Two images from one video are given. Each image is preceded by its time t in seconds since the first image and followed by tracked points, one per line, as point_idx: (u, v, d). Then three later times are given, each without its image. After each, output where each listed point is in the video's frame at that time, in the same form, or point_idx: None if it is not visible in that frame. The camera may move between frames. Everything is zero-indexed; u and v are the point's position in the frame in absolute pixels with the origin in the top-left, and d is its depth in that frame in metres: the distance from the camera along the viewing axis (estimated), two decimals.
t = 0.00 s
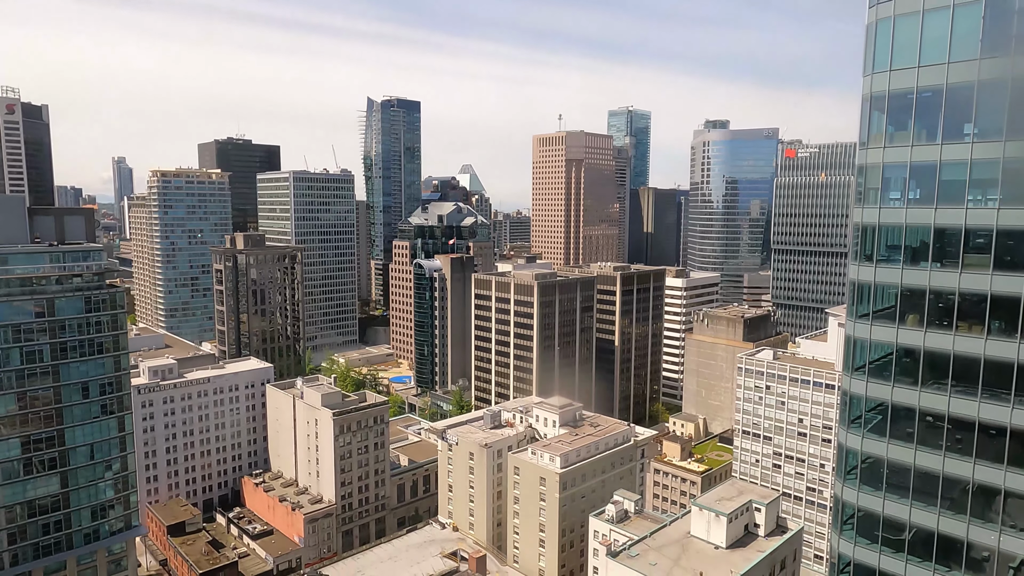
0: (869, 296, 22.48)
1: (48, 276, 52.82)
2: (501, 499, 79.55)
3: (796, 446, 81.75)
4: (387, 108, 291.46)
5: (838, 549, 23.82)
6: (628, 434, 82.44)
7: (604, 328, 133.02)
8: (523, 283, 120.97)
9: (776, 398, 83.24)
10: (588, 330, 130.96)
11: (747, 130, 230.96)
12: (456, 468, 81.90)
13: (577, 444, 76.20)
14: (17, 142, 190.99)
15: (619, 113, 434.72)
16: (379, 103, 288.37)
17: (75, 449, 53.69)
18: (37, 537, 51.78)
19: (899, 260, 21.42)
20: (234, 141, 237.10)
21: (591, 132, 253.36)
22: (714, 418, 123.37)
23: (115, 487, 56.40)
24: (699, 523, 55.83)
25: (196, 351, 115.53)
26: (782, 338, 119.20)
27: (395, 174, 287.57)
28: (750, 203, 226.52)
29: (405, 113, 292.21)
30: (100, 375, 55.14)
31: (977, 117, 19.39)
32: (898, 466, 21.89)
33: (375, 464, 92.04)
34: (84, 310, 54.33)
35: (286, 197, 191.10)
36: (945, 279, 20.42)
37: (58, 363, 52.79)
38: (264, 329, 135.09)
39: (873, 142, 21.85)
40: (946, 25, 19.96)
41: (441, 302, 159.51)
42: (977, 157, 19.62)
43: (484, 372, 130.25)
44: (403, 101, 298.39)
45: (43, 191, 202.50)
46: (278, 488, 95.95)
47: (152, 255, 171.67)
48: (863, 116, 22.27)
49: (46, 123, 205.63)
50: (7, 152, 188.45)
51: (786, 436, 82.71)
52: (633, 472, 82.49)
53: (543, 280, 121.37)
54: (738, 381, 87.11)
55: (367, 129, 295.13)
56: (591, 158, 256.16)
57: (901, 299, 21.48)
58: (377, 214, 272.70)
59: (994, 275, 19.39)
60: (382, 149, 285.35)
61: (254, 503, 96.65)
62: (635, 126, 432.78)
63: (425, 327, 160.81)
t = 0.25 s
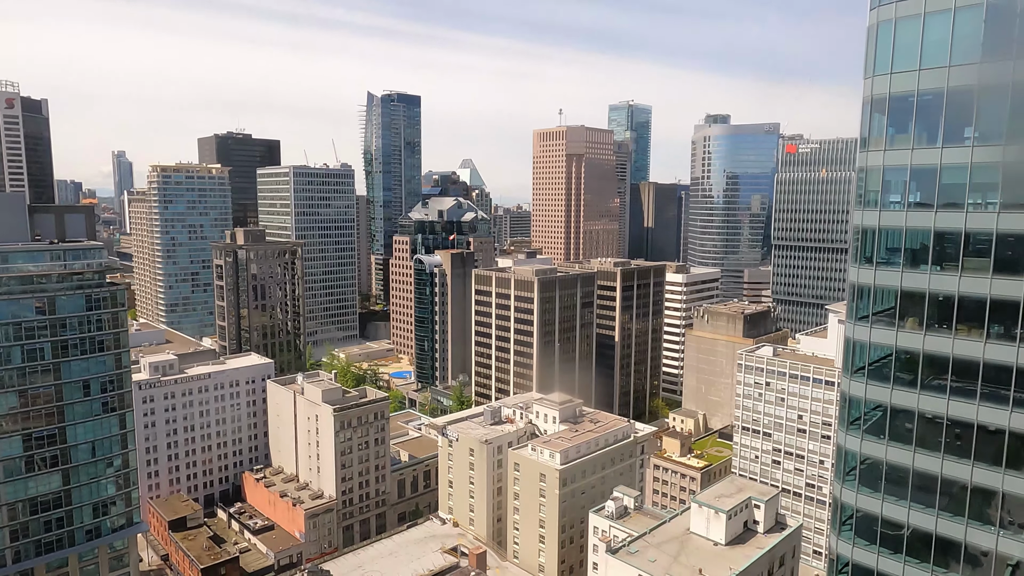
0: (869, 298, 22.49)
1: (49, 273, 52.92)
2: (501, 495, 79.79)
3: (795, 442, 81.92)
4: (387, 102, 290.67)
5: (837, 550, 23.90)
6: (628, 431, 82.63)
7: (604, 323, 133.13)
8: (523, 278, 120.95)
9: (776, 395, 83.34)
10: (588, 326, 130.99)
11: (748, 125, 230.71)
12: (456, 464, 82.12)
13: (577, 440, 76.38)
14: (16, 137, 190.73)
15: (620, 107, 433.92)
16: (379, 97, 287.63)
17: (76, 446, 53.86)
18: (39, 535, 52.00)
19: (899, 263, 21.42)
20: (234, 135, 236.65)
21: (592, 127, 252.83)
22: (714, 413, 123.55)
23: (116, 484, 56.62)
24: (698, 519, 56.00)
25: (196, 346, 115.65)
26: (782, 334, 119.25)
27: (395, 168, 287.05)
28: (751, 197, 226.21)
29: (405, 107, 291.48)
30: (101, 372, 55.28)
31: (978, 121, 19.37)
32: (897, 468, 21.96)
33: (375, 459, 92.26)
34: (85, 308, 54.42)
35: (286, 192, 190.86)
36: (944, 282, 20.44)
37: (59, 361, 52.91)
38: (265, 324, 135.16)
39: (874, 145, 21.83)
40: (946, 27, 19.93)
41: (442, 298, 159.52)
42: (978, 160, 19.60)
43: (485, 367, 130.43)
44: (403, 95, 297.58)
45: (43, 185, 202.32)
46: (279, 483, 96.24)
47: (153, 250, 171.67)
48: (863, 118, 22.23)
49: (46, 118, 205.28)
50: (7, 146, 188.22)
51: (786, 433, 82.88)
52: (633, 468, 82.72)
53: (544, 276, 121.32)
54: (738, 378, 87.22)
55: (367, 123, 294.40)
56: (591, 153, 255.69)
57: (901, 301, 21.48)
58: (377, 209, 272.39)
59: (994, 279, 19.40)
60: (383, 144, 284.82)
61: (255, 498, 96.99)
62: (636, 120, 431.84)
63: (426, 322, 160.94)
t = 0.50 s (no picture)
0: (868, 299, 22.53)
1: (50, 272, 52.96)
2: (501, 491, 80.04)
3: (795, 439, 82.07)
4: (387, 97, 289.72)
5: (835, 551, 23.99)
6: (628, 427, 82.81)
7: (604, 319, 133.20)
8: (524, 274, 120.92)
9: (776, 392, 83.40)
10: (589, 322, 131.04)
11: (749, 120, 230.69)
12: (457, 460, 82.36)
13: (577, 437, 76.54)
14: (16, 131, 190.48)
15: (621, 102, 432.73)
16: (379, 92, 286.90)
17: (78, 444, 54.02)
18: (41, 531, 52.21)
19: (899, 266, 21.43)
20: (234, 130, 236.21)
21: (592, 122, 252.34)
22: (714, 409, 123.69)
23: (117, 481, 56.80)
24: (698, 517, 56.15)
25: (197, 342, 115.72)
26: (782, 330, 119.29)
27: (395, 163, 286.58)
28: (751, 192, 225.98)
29: (405, 102, 290.69)
30: (102, 370, 55.38)
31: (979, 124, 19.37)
32: (896, 470, 22.03)
33: (376, 455, 92.49)
34: (86, 306, 54.48)
35: (287, 188, 190.68)
36: (945, 286, 20.44)
37: (61, 359, 52.99)
38: (266, 319, 135.26)
39: (875, 147, 21.85)
40: (948, 31, 19.86)
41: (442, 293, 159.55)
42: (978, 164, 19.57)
43: (485, 363, 130.57)
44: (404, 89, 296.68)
45: (43, 180, 202.13)
46: (280, 478, 96.52)
47: (153, 246, 171.61)
48: (864, 120, 22.25)
49: (46, 112, 204.94)
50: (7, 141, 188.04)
51: (786, 429, 82.96)
52: (632, 465, 82.96)
53: (544, 272, 121.30)
54: (738, 374, 87.33)
55: (368, 118, 293.69)
56: (592, 148, 255.27)
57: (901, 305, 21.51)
58: (377, 204, 272.16)
59: (993, 283, 19.43)
60: (383, 139, 284.25)
61: (256, 494, 97.30)
62: (637, 115, 430.84)
63: (427, 318, 161.10)
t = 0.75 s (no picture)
0: (868, 302, 22.61)
1: (51, 270, 53.04)
2: (501, 488, 80.25)
3: (795, 436, 82.19)
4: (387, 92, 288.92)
5: (833, 552, 24.12)
6: (628, 424, 83.00)
7: (605, 315, 133.23)
8: (524, 270, 120.93)
9: (776, 389, 83.49)
10: (589, 318, 131.10)
11: (750, 116, 230.72)
12: (457, 456, 82.57)
13: (577, 434, 76.69)
14: (16, 126, 190.42)
15: (622, 97, 431.50)
16: (379, 87, 286.26)
17: (79, 442, 54.21)
18: (43, 529, 52.43)
19: (899, 269, 21.47)
20: (234, 125, 235.84)
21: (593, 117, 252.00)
22: (714, 406, 123.87)
23: (119, 478, 57.01)
24: (698, 514, 56.31)
25: (198, 338, 115.88)
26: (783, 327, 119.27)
27: (396, 159, 286.19)
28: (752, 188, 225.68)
29: (405, 97, 290.01)
30: (104, 369, 55.53)
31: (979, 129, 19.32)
32: (895, 473, 22.12)
33: (376, 451, 92.73)
34: (87, 305, 54.60)
35: (287, 183, 190.51)
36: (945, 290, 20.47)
37: (62, 358, 53.13)
38: (266, 315, 135.43)
39: (876, 151, 21.95)
40: (949, 34, 19.77)
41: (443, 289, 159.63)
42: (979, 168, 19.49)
43: (485, 359, 130.73)
44: (404, 84, 295.84)
45: (43, 175, 202.01)
46: (281, 474, 96.80)
47: (154, 241, 171.63)
48: (865, 124, 22.34)
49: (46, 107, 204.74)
50: (7, 136, 187.98)
51: (785, 426, 83.10)
52: (632, 461, 83.18)
53: (544, 268, 121.29)
54: (738, 371, 87.41)
55: (368, 113, 293.12)
56: (593, 143, 254.97)
57: (901, 308, 21.57)
58: (378, 200, 271.92)
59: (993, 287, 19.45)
60: (383, 134, 283.69)
61: (257, 490, 97.60)
62: (638, 110, 429.82)
63: (427, 314, 161.20)
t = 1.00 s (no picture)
0: (869, 305, 22.69)
1: (52, 269, 53.07)
2: (501, 484, 80.45)
3: (795, 433, 82.34)
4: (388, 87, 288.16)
5: (832, 554, 24.17)
6: (628, 421, 83.17)
7: (605, 312, 133.28)
8: (524, 267, 120.92)
9: (776, 386, 83.61)
10: (589, 315, 131.13)
11: (752, 111, 230.96)
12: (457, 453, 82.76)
13: (577, 431, 76.84)
14: (16, 121, 190.49)
15: (622, 92, 430.51)
16: (379, 82, 285.66)
17: (81, 440, 54.37)
18: (45, 527, 52.62)
19: (899, 273, 21.56)
20: (235, 121, 235.51)
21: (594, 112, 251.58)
22: (714, 403, 123.96)
23: (121, 476, 57.18)
24: (697, 512, 56.49)
25: (199, 334, 116.05)
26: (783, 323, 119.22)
27: (396, 154, 285.78)
28: (753, 184, 225.35)
29: (406, 93, 289.39)
30: (105, 367, 55.63)
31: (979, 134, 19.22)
32: (894, 475, 22.18)
33: (377, 448, 92.94)
34: (88, 304, 54.68)
35: (287, 179, 190.38)
36: (944, 294, 20.53)
37: (63, 356, 53.22)
38: (267, 311, 135.55)
39: (877, 154, 22.03)
40: (949, 39, 19.68)
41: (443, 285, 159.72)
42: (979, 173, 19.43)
43: (485, 355, 130.87)
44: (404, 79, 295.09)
45: (44, 171, 201.93)
46: (282, 470, 97.03)
47: (154, 237, 171.64)
48: (867, 126, 22.39)
49: (46, 102, 204.64)
50: (8, 132, 188.11)
51: (785, 423, 83.23)
52: (632, 458, 83.38)
53: (545, 265, 121.26)
54: (738, 368, 87.52)
55: (369, 108, 292.61)
56: (593, 139, 254.56)
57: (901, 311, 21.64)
58: (378, 195, 271.68)
59: (992, 291, 19.48)
60: (383, 129, 283.20)
61: (257, 486, 97.85)
62: (638, 105, 428.77)
63: (427, 310, 161.31)
